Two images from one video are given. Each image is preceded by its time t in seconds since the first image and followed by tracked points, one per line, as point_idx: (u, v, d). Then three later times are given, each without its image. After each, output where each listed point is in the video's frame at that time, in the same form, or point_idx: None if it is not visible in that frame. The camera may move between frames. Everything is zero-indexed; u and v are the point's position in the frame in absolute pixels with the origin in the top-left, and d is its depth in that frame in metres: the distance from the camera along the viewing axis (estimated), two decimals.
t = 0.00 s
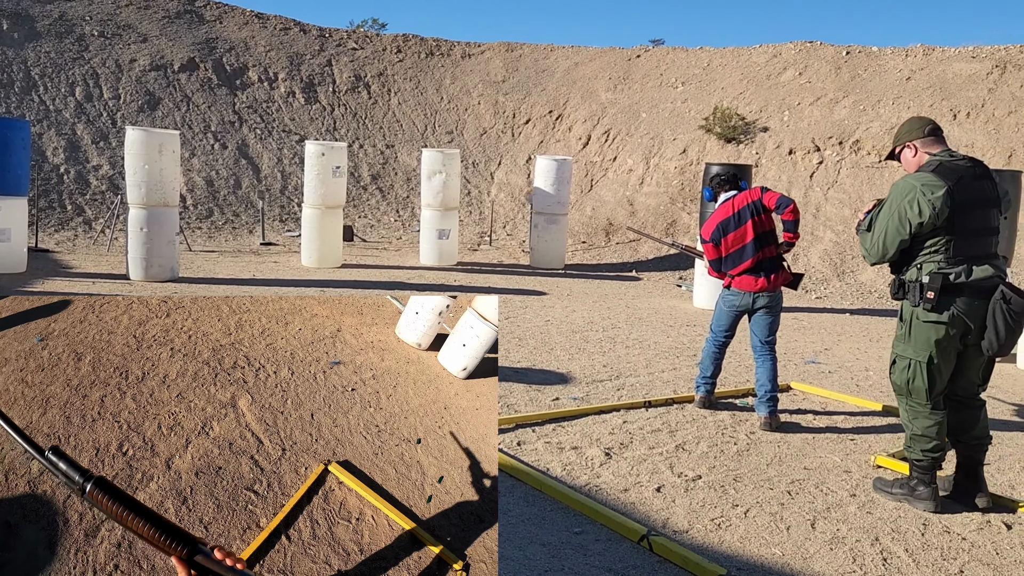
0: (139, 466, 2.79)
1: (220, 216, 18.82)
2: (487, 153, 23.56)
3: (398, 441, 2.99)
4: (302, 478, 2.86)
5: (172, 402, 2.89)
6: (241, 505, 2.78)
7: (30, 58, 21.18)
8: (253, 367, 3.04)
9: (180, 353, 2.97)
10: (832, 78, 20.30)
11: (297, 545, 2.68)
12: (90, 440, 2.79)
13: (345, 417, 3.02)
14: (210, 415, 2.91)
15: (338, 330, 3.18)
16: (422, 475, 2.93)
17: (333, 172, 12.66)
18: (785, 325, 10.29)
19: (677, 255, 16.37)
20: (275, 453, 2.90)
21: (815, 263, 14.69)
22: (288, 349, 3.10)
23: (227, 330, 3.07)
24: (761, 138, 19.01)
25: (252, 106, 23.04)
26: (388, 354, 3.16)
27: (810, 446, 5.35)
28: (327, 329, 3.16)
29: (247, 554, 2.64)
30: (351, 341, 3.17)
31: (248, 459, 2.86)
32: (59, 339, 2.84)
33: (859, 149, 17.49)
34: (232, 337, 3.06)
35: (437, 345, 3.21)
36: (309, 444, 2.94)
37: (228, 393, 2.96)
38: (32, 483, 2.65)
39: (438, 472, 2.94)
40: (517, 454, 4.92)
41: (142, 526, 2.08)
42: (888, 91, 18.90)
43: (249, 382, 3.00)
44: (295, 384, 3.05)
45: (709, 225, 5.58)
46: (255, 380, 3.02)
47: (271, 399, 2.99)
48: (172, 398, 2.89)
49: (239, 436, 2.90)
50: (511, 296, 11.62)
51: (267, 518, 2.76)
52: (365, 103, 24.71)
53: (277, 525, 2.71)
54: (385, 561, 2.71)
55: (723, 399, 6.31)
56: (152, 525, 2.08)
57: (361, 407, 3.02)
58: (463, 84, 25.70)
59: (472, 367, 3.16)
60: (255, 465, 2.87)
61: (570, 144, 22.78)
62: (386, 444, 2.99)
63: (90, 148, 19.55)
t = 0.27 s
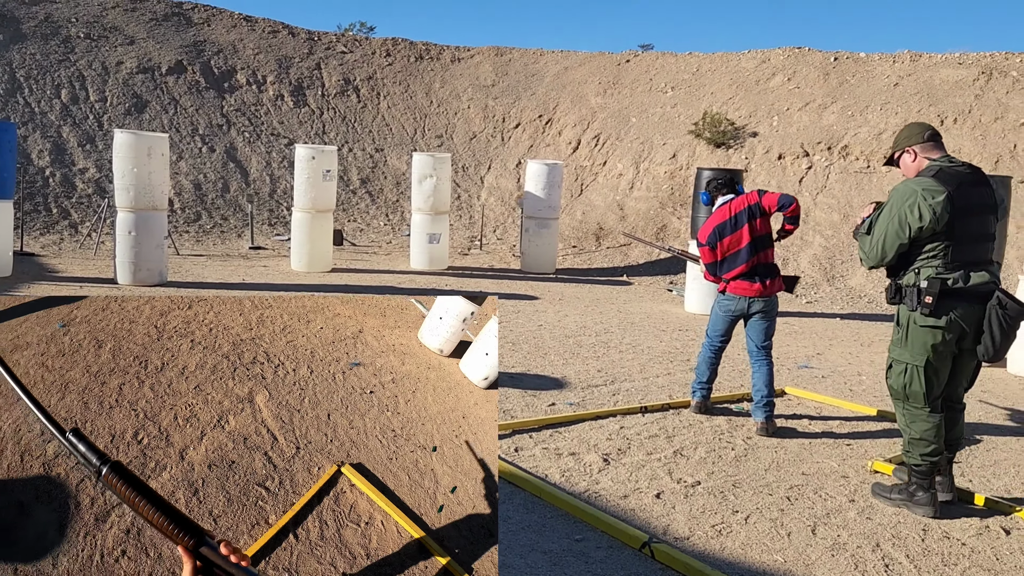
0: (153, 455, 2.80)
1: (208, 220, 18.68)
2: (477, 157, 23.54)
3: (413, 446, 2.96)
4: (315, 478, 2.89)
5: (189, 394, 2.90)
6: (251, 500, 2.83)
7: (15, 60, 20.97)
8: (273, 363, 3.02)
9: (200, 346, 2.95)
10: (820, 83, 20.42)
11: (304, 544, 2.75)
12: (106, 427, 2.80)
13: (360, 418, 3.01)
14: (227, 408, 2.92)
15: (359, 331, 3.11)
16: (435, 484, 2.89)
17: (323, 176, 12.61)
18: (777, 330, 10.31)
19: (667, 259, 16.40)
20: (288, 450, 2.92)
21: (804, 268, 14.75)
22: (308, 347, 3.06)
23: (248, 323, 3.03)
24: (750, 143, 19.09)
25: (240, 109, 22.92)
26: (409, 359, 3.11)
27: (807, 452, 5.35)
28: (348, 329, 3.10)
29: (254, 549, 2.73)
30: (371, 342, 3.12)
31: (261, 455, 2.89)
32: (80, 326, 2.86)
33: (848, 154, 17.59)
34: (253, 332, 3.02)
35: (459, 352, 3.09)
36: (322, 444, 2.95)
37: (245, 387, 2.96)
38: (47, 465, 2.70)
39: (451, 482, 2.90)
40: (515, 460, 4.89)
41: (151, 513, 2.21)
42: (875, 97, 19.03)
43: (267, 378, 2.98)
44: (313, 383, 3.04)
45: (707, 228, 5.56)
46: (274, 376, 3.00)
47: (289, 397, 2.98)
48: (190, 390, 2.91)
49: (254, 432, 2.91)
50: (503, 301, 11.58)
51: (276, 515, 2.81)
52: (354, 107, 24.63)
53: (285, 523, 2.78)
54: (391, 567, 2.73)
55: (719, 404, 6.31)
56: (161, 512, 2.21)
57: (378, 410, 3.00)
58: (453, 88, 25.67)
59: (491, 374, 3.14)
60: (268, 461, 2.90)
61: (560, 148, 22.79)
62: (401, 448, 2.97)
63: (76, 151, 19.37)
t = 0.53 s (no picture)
0: (169, 446, 2.58)
1: (199, 221, 18.57)
2: (469, 159, 23.51)
3: (429, 455, 2.81)
4: (327, 479, 2.71)
5: (209, 387, 2.67)
6: (262, 497, 2.64)
7: (4, 58, 20.81)
8: (293, 361, 2.80)
9: (222, 339, 2.74)
10: (812, 88, 20.49)
11: (311, 545, 2.60)
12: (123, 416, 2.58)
13: (378, 423, 2.84)
14: (245, 403, 2.70)
15: (383, 333, 2.93)
16: (449, 494, 2.78)
17: (315, 177, 12.54)
18: (771, 334, 10.30)
19: (660, 263, 16.41)
20: (304, 449, 2.73)
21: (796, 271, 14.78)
22: (331, 347, 2.87)
23: (270, 319, 2.83)
24: (743, 146, 19.14)
25: (232, 109, 22.83)
26: (431, 365, 2.96)
27: (803, 456, 5.34)
28: (372, 330, 2.91)
29: (264, 544, 2.57)
30: (394, 346, 2.94)
31: (276, 453, 2.70)
32: (102, 312, 2.67)
33: (839, 159, 17.65)
34: (275, 328, 2.81)
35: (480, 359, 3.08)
36: (339, 446, 2.77)
37: (265, 383, 2.74)
38: (64, 449, 2.45)
39: (464, 493, 2.80)
40: (510, 465, 4.86)
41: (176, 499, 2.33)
42: (867, 102, 19.10)
43: (287, 375, 2.77)
44: (332, 384, 2.84)
45: (704, 226, 5.55)
46: (293, 373, 2.79)
47: (308, 396, 2.78)
48: (209, 382, 2.68)
49: (271, 430, 2.70)
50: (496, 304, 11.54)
51: (286, 513, 2.64)
52: (346, 108, 24.56)
53: (295, 521, 2.61)
54: None
55: (714, 408, 6.29)
56: (183, 496, 2.33)
57: (397, 417, 2.84)
58: (445, 90, 25.64)
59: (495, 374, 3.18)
60: (282, 459, 2.71)
61: (553, 150, 22.77)
62: (417, 456, 2.81)
63: (66, 151, 19.25)
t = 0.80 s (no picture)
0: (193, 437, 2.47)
1: (198, 224, 18.54)
2: (469, 163, 23.50)
3: (452, 463, 2.74)
4: (349, 478, 2.62)
5: (235, 377, 2.59)
6: (284, 493, 2.53)
7: (3, 61, 20.77)
8: (321, 357, 2.67)
9: (250, 330, 2.61)
10: (812, 92, 20.47)
11: (328, 545, 2.51)
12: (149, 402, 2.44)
13: (404, 428, 2.74)
14: (270, 397, 2.61)
15: (412, 333, 2.79)
16: (468, 505, 2.73)
17: (314, 180, 12.50)
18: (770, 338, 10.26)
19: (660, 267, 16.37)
20: (328, 448, 2.63)
21: (796, 276, 14.74)
22: (360, 345, 2.73)
23: (300, 312, 2.68)
24: (743, 150, 19.12)
25: (232, 112, 22.82)
26: (458, 370, 2.85)
27: (804, 462, 5.30)
28: (401, 330, 2.78)
29: (292, 533, 2.48)
30: (423, 347, 2.81)
31: (301, 449, 2.59)
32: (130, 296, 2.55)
33: (840, 163, 17.63)
34: (305, 322, 2.66)
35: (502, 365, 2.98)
36: (363, 447, 2.67)
37: (291, 377, 2.63)
38: (87, 432, 2.37)
39: (483, 506, 2.75)
40: (508, 470, 4.82)
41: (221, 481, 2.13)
42: (868, 106, 19.08)
43: (315, 370, 2.64)
44: (359, 383, 2.71)
45: (705, 228, 5.51)
46: (320, 369, 2.66)
47: (335, 393, 2.67)
48: (236, 372, 2.59)
49: (296, 426, 2.60)
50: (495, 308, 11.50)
51: (307, 510, 2.54)
52: (346, 111, 24.55)
53: (313, 519, 2.51)
54: None
55: (714, 414, 6.25)
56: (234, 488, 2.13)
57: (423, 422, 2.75)
58: (445, 93, 25.64)
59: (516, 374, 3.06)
60: (306, 457, 2.60)
61: (552, 154, 22.74)
62: (440, 463, 2.73)
63: (65, 154, 19.22)
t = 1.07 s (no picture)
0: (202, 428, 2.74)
1: (202, 228, 18.55)
2: (474, 166, 23.47)
3: (461, 468, 2.90)
4: (359, 479, 2.82)
5: (249, 371, 2.82)
6: (292, 490, 2.75)
7: (11, 66, 20.87)
8: (336, 355, 2.89)
9: (266, 326, 2.85)
10: (818, 94, 20.38)
11: (334, 544, 2.73)
12: (161, 392, 2.72)
13: (414, 429, 2.91)
14: (285, 393, 2.82)
15: (427, 338, 2.98)
16: (475, 513, 2.87)
17: (319, 184, 12.49)
18: (775, 343, 10.20)
19: (665, 270, 16.31)
20: (339, 447, 2.83)
21: (802, 279, 14.66)
22: (375, 346, 2.93)
23: (317, 311, 2.88)
24: (749, 153, 19.05)
25: (237, 116, 22.85)
26: (472, 376, 3.01)
27: (808, 470, 5.23)
28: (416, 334, 2.97)
29: (303, 528, 2.70)
30: (438, 351, 2.98)
31: (311, 446, 2.80)
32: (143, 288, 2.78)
33: (846, 165, 17.54)
34: (321, 320, 2.87)
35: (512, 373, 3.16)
36: (375, 446, 2.87)
37: (305, 375, 2.84)
38: (96, 419, 2.63)
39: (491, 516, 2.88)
40: (508, 478, 4.78)
41: (251, 486, 2.21)
42: (874, 108, 18.98)
43: (329, 369, 2.86)
44: (373, 384, 2.90)
45: (708, 233, 5.44)
46: (335, 367, 2.87)
47: (347, 392, 2.87)
48: (250, 367, 2.82)
49: (308, 422, 2.81)
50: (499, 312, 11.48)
51: (315, 509, 2.76)
52: (351, 115, 24.57)
53: (322, 520, 2.74)
54: None
55: (717, 420, 6.19)
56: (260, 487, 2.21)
57: (433, 425, 2.92)
58: (450, 97, 25.64)
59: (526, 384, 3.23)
60: (316, 454, 2.80)
61: (558, 157, 22.72)
62: (449, 467, 2.89)
63: (71, 158, 19.27)
